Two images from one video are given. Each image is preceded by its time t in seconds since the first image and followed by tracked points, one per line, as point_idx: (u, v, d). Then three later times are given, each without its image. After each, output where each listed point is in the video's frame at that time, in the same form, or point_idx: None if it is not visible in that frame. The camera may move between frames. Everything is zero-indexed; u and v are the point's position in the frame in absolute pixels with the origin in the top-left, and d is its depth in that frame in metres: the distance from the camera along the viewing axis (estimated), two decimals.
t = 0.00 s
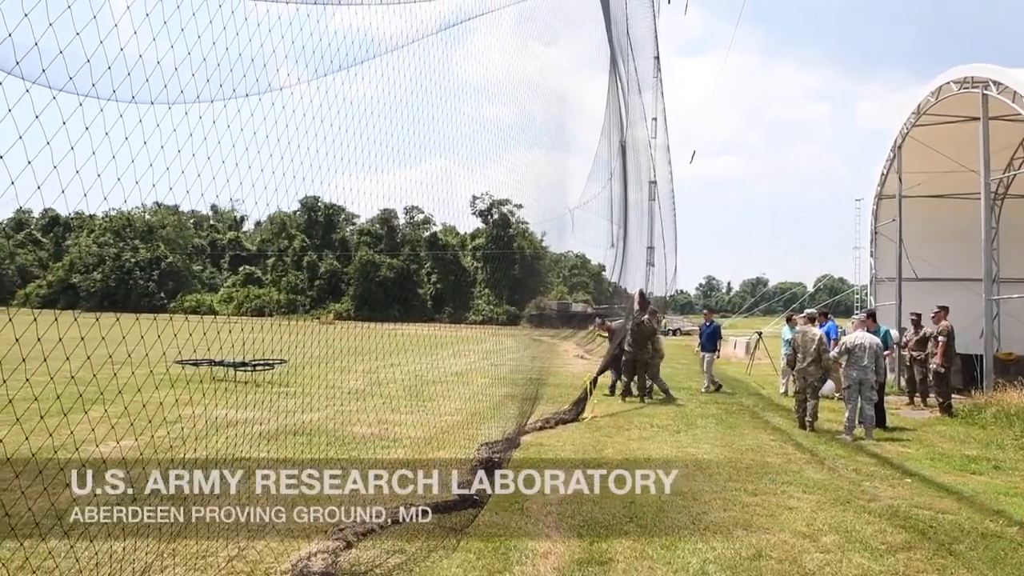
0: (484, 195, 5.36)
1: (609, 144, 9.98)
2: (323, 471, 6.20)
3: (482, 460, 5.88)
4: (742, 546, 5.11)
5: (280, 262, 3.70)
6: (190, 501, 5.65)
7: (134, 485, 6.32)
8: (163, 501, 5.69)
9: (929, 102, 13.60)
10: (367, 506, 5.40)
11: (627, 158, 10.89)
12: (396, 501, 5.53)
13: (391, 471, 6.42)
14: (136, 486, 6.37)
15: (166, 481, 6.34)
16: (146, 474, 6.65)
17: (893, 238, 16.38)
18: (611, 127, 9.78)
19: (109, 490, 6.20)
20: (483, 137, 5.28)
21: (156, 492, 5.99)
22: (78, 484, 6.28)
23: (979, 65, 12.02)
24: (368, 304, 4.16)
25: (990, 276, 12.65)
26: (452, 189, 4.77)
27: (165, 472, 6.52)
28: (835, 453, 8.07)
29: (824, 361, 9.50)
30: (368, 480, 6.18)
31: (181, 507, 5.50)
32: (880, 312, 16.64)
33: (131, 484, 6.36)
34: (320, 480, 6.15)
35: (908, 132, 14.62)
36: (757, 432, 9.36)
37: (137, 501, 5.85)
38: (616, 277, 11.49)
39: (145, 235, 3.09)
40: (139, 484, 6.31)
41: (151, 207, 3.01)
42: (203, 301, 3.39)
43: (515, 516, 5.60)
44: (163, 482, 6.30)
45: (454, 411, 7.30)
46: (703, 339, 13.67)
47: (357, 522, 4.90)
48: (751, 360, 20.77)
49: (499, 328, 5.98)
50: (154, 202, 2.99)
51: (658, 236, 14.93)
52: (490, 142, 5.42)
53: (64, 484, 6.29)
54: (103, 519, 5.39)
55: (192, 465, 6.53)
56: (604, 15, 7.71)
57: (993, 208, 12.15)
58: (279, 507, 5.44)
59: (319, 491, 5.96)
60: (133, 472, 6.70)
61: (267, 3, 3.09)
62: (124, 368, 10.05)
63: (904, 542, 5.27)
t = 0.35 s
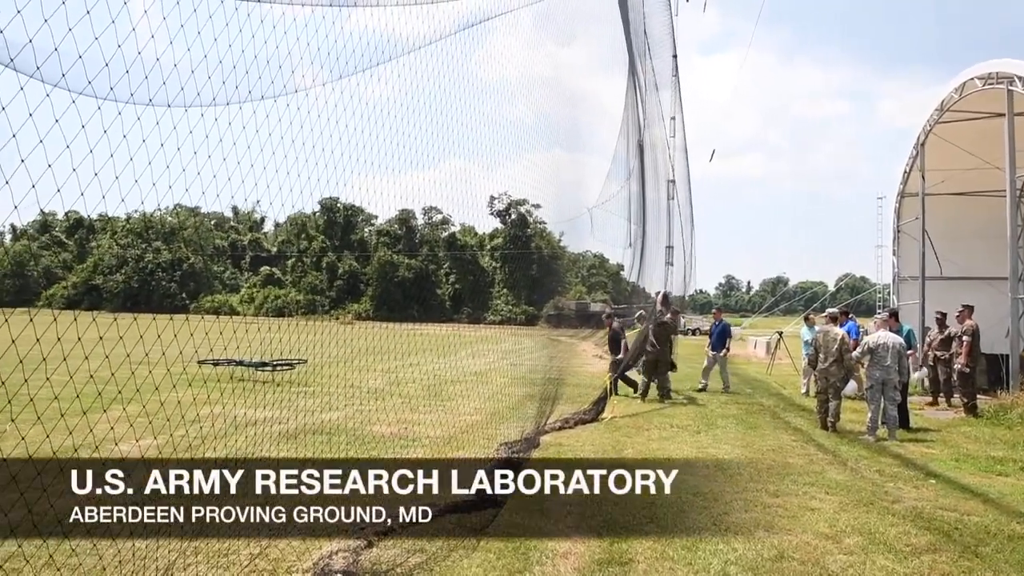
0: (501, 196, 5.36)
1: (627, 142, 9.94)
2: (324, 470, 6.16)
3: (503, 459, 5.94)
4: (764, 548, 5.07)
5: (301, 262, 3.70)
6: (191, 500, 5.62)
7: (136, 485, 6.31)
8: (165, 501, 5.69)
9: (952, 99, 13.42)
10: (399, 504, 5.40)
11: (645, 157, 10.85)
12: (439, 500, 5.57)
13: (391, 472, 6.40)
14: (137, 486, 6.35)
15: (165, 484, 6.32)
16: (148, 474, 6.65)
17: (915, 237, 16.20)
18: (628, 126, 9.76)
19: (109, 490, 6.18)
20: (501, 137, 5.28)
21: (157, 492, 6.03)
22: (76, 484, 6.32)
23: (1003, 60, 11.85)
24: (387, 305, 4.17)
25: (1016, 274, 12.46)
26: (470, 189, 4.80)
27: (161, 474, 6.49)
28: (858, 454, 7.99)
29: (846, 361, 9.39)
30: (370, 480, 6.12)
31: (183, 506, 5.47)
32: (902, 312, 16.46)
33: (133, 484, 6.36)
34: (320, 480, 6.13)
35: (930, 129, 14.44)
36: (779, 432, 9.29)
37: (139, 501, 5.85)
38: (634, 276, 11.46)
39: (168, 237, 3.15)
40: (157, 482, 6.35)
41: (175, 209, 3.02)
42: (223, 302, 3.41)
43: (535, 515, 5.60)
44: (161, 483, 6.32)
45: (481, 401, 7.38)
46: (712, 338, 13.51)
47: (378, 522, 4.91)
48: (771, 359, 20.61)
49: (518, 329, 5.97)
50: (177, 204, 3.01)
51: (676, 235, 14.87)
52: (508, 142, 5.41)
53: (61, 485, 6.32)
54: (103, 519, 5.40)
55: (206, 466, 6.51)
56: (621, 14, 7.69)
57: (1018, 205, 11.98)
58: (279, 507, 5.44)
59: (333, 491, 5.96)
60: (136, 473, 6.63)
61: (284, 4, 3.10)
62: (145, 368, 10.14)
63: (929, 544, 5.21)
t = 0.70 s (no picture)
0: (523, 196, 5.35)
1: (650, 142, 9.89)
2: (324, 470, 6.17)
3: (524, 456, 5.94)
4: (791, 551, 5.02)
5: (325, 264, 3.72)
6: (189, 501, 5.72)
7: (133, 486, 6.37)
8: (163, 501, 5.79)
9: (982, 95, 13.19)
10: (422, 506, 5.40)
11: (668, 156, 10.78)
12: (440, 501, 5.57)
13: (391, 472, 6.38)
14: (134, 487, 6.40)
15: (163, 484, 6.39)
16: (147, 473, 6.73)
17: (945, 235, 15.95)
18: (650, 125, 9.70)
19: (107, 491, 6.23)
20: (523, 137, 5.27)
21: (156, 492, 6.13)
22: (76, 483, 6.40)
23: None
24: (411, 305, 4.13)
25: None
26: (490, 189, 4.80)
27: (161, 475, 6.61)
28: (886, 457, 7.88)
29: (874, 362, 9.25)
30: (369, 480, 6.11)
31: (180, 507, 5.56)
32: (932, 312, 16.21)
33: (131, 484, 6.43)
34: (320, 480, 6.14)
35: (960, 126, 14.21)
36: (805, 434, 9.19)
37: (137, 501, 5.95)
38: (657, 277, 11.41)
39: (194, 238, 3.15)
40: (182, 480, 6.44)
41: (200, 211, 3.08)
42: (249, 301, 3.45)
43: (559, 516, 5.59)
44: (161, 483, 6.41)
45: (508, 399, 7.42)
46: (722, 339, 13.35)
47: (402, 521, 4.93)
48: (797, 360, 20.40)
49: (540, 329, 5.97)
50: (203, 207, 3.07)
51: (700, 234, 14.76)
52: (530, 142, 5.41)
53: (59, 485, 6.44)
54: (102, 520, 5.49)
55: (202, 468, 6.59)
56: (643, 12, 7.64)
57: None
58: (279, 508, 5.47)
59: (333, 491, 5.99)
60: (131, 473, 6.71)
61: (308, 8, 3.12)
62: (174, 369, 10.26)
63: (960, 548, 5.12)
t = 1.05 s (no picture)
0: (550, 199, 5.37)
1: (676, 143, 9.83)
2: (324, 469, 6.18)
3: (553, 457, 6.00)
4: (824, 556, 4.94)
5: (353, 266, 3.78)
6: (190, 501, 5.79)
7: (132, 486, 6.42)
8: (162, 501, 5.86)
9: (1018, 92, 12.93)
10: (418, 505, 5.58)
11: (696, 157, 10.70)
12: (434, 502, 5.67)
13: (388, 471, 6.46)
14: (133, 487, 6.45)
15: (161, 484, 6.52)
16: (143, 474, 6.86)
17: (980, 235, 15.64)
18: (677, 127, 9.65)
19: (106, 490, 6.27)
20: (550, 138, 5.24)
21: (155, 492, 6.21)
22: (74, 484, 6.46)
23: None
24: (438, 308, 4.10)
25: None
26: (518, 192, 4.82)
27: (159, 474, 6.83)
28: (921, 461, 7.74)
29: (908, 365, 9.11)
30: (368, 480, 6.20)
31: (179, 506, 5.61)
32: (967, 313, 15.90)
33: (129, 484, 6.49)
34: (318, 480, 6.17)
35: (995, 124, 13.93)
36: (838, 438, 9.07)
37: (137, 501, 6.00)
38: (685, 279, 11.35)
39: (225, 242, 3.17)
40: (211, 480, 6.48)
41: (229, 215, 3.09)
42: (279, 306, 3.41)
43: (589, 519, 5.56)
44: (160, 483, 6.54)
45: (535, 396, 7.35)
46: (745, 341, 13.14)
47: (432, 522, 4.94)
48: (829, 362, 20.13)
49: (569, 331, 5.95)
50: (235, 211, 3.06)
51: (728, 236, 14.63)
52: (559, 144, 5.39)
53: (60, 485, 6.52)
54: (101, 521, 5.54)
55: (203, 470, 6.69)
56: (669, 12, 7.59)
57: None
58: (276, 507, 5.52)
59: (332, 490, 6.04)
60: (130, 473, 6.88)
61: (337, 13, 3.11)
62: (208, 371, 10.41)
63: (1000, 555, 5.01)
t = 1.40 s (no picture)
0: (580, 198, 5.32)
1: (707, 141, 9.77)
2: (323, 469, 6.23)
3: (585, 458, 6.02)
4: (862, 560, 4.86)
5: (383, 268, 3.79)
6: (188, 501, 5.93)
7: (132, 486, 6.57)
8: (162, 501, 6.00)
9: None
10: (424, 505, 5.56)
11: (726, 156, 10.59)
12: (435, 503, 5.67)
13: (388, 472, 6.44)
14: (133, 487, 6.59)
15: (161, 484, 6.64)
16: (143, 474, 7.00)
17: (1021, 233, 15.30)
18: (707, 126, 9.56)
19: (107, 490, 6.42)
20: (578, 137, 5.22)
21: (156, 493, 6.31)
22: (75, 483, 6.58)
23: None
24: (467, 308, 4.17)
25: None
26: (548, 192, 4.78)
27: (159, 474, 7.00)
28: (961, 464, 7.59)
29: (946, 365, 8.93)
30: (369, 480, 6.16)
31: (179, 507, 5.77)
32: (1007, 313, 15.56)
33: (129, 484, 6.63)
34: (318, 480, 6.23)
35: None
36: (874, 440, 8.92)
37: (136, 500, 6.15)
38: (715, 278, 11.25)
39: (256, 244, 3.13)
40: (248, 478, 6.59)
41: (262, 218, 3.06)
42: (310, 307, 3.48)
43: (621, 520, 5.53)
44: (159, 483, 6.67)
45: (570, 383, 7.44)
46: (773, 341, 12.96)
47: (464, 522, 4.94)
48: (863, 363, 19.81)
49: (598, 331, 5.94)
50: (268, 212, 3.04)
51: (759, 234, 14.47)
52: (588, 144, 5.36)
53: (62, 484, 6.65)
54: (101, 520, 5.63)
55: (200, 469, 6.84)
56: (698, 10, 7.53)
57: None
58: (277, 507, 5.60)
59: (332, 490, 6.06)
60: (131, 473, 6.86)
61: (364, 16, 3.13)
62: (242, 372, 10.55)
63: None
